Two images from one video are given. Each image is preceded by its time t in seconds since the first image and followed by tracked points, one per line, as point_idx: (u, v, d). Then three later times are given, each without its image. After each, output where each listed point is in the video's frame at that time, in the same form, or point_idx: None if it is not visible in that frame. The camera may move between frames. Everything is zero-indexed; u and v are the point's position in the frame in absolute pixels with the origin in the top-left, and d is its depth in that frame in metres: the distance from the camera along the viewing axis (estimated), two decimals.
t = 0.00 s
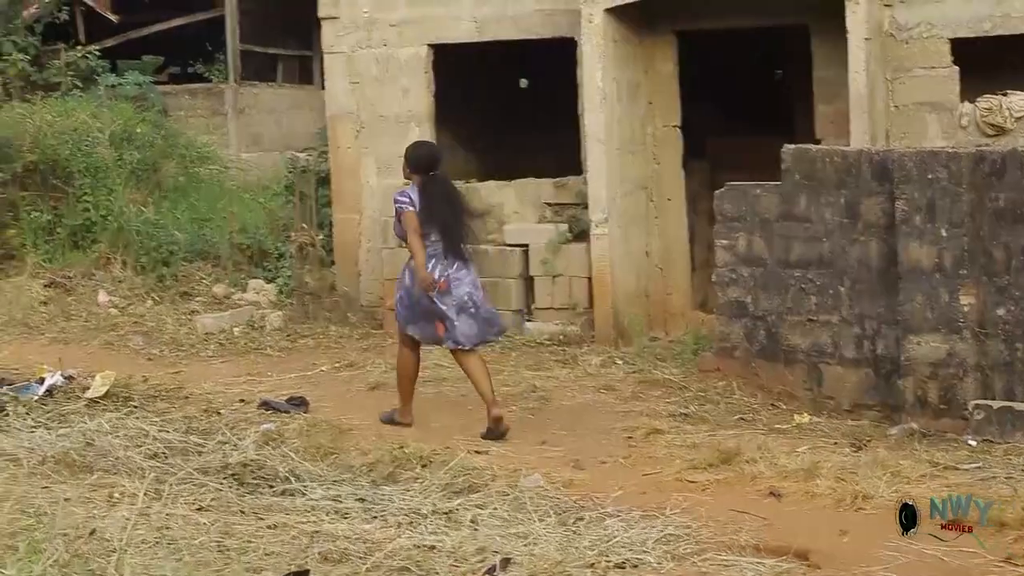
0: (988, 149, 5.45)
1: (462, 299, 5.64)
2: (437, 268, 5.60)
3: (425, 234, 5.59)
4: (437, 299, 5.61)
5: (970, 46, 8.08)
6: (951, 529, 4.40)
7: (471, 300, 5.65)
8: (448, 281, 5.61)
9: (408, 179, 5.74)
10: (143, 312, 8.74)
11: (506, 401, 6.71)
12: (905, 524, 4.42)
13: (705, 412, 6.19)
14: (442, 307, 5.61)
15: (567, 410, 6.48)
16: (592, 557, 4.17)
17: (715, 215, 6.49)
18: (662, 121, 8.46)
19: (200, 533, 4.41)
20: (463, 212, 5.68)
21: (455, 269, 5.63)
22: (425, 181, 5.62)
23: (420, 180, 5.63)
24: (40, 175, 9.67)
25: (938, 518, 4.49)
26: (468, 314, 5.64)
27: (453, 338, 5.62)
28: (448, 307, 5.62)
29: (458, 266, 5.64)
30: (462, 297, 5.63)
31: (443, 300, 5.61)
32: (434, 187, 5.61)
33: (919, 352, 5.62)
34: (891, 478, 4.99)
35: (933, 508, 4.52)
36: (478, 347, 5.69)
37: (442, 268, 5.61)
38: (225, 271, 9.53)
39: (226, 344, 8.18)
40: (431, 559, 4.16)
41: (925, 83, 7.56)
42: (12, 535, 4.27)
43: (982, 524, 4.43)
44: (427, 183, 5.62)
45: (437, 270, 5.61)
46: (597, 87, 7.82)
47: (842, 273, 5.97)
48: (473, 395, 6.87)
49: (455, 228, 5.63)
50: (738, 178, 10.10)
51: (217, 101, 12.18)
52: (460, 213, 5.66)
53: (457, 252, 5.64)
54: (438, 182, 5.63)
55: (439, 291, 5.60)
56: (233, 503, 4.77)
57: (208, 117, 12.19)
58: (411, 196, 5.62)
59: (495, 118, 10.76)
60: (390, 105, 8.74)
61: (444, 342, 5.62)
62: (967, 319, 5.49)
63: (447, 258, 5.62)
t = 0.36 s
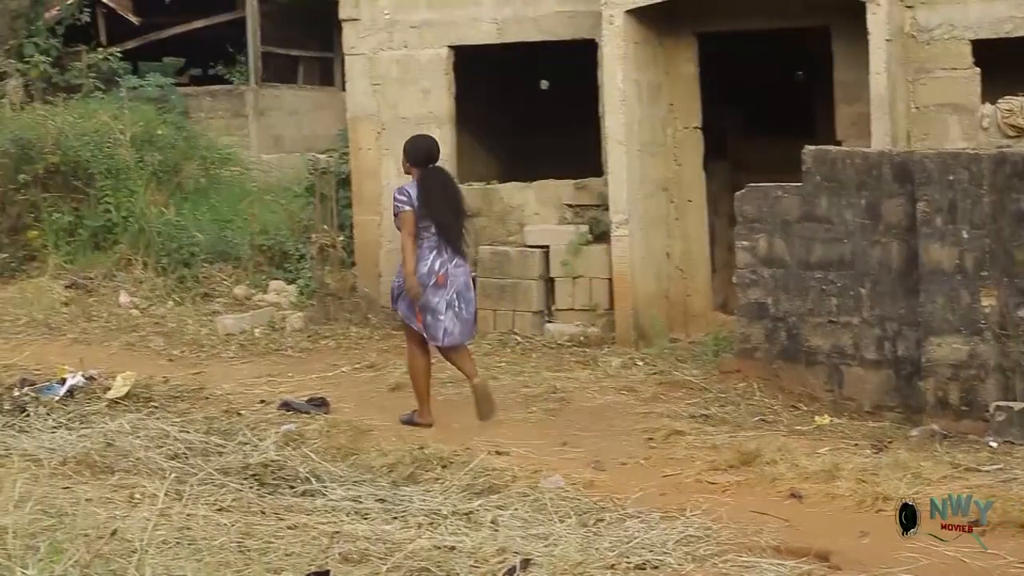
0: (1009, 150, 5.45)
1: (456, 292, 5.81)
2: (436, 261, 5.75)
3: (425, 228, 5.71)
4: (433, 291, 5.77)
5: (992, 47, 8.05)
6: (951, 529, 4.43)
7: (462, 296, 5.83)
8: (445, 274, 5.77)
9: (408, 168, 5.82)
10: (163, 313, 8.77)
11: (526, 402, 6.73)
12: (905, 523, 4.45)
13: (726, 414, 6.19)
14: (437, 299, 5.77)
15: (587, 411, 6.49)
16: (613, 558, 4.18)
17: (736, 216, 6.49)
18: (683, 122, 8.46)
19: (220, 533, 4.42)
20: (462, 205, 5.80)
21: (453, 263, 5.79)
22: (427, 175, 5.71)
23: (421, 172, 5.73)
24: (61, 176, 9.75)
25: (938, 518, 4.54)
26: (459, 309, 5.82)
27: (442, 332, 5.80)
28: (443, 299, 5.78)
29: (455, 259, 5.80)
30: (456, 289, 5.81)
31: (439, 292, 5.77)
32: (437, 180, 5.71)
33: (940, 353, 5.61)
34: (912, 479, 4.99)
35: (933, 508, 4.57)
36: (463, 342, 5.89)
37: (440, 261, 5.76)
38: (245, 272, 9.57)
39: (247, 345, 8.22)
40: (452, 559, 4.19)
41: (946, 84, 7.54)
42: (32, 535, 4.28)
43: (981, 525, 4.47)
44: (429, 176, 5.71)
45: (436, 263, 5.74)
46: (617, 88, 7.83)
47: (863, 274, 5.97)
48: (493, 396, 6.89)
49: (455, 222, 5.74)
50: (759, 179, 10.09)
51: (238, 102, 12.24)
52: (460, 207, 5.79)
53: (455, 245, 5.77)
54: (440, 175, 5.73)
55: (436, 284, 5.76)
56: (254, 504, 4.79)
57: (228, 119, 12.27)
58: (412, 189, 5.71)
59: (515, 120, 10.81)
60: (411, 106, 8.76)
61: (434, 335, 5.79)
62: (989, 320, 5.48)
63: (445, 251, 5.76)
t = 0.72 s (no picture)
0: None
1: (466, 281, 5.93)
2: (445, 251, 5.86)
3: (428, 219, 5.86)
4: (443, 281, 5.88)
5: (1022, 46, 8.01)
6: (950, 528, 4.47)
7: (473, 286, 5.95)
8: (454, 264, 5.88)
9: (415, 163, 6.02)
10: (193, 313, 8.83)
11: (554, 402, 6.75)
12: (906, 524, 4.48)
13: (755, 414, 6.19)
14: (447, 288, 5.89)
15: (617, 411, 6.51)
16: (642, 558, 4.20)
17: (765, 216, 6.49)
18: (712, 122, 8.45)
19: (251, 533, 4.45)
20: (468, 195, 5.90)
21: (462, 253, 5.90)
22: (429, 166, 5.88)
23: (425, 164, 5.90)
24: (92, 177, 9.85)
25: (938, 517, 4.59)
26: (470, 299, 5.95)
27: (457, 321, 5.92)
28: (453, 289, 5.90)
29: (463, 249, 5.91)
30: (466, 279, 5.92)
31: (449, 282, 5.88)
32: (440, 170, 5.86)
33: (970, 353, 5.60)
34: (941, 480, 4.99)
35: (932, 508, 4.62)
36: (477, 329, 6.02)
37: (447, 251, 5.87)
38: (275, 272, 9.63)
39: (276, 345, 8.27)
40: (482, 559, 4.21)
41: (976, 84, 7.51)
42: (64, 534, 4.25)
43: (983, 524, 4.53)
44: (430, 168, 5.87)
45: (443, 253, 5.86)
46: (646, 89, 7.84)
47: (893, 275, 5.96)
48: (522, 396, 6.92)
49: (459, 211, 5.86)
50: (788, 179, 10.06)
51: (268, 102, 12.35)
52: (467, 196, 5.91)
53: (462, 235, 5.89)
54: (444, 165, 5.88)
55: (446, 274, 5.87)
56: (284, 504, 4.83)
57: (258, 119, 12.36)
58: (414, 183, 5.91)
59: (544, 119, 10.84)
60: (440, 106, 8.78)
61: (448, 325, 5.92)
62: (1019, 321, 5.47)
63: (452, 241, 5.87)
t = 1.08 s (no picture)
0: None
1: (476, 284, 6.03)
2: (457, 257, 5.95)
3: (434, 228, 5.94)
4: (455, 286, 5.97)
5: None
6: (952, 529, 4.51)
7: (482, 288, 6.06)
8: (465, 269, 5.97)
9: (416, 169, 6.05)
10: (218, 314, 8.88)
11: (578, 403, 6.76)
12: (906, 524, 4.51)
13: (779, 415, 6.19)
14: (460, 294, 5.98)
15: (641, 412, 6.52)
16: (666, 559, 4.21)
17: (790, 217, 6.48)
18: (736, 123, 8.45)
19: (275, 533, 4.48)
20: (472, 199, 5.97)
21: (472, 258, 6.00)
22: (431, 174, 5.91)
23: (428, 171, 5.92)
24: (116, 177, 9.87)
25: (938, 518, 4.62)
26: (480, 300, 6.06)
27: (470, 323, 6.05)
28: (465, 293, 6.00)
29: (472, 253, 6.00)
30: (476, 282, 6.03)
31: (461, 287, 5.98)
32: (445, 178, 5.90)
33: (994, 354, 5.59)
34: (966, 481, 4.99)
35: (933, 508, 4.65)
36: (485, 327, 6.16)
37: (458, 256, 5.96)
38: (299, 273, 9.68)
39: (300, 346, 8.31)
40: (505, 560, 4.23)
41: (1001, 84, 7.48)
42: (89, 534, 4.29)
43: (982, 524, 4.55)
44: (432, 175, 5.91)
45: (454, 259, 5.95)
46: (669, 90, 7.85)
47: (917, 276, 5.95)
48: (546, 397, 6.94)
49: (464, 217, 5.93)
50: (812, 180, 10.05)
51: (292, 103, 12.43)
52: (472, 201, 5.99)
53: (469, 240, 5.99)
54: (447, 172, 5.92)
55: (458, 280, 5.96)
56: (308, 504, 4.87)
57: (282, 120, 12.44)
58: (417, 191, 5.97)
59: (568, 121, 10.85)
60: (464, 108, 8.78)
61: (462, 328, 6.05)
62: None
63: (460, 247, 5.96)
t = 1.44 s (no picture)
0: None
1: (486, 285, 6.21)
2: (467, 257, 6.15)
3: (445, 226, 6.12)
4: (467, 286, 6.14)
5: None
6: (951, 529, 4.52)
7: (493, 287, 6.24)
8: (476, 270, 6.15)
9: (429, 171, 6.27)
10: (253, 315, 8.95)
11: (613, 405, 6.77)
12: (905, 524, 4.49)
13: (814, 417, 6.17)
14: (471, 293, 6.15)
15: (675, 414, 6.52)
16: (700, 561, 4.22)
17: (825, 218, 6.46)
18: (771, 124, 8.42)
19: (310, 534, 4.52)
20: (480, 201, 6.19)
21: (483, 257, 6.18)
22: (444, 172, 6.12)
23: (440, 171, 6.14)
24: (151, 179, 10.00)
25: (940, 518, 4.63)
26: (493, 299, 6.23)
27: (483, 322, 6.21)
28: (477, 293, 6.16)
29: (482, 254, 6.19)
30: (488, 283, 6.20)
31: (472, 286, 6.15)
32: (455, 177, 6.11)
33: None
34: (1002, 484, 4.98)
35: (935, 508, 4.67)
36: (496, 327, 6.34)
37: (469, 256, 6.15)
38: (334, 274, 9.74)
39: (335, 347, 8.37)
40: (540, 562, 4.25)
41: None
42: (124, 535, 4.33)
43: (982, 524, 4.58)
44: (445, 174, 6.12)
45: (465, 259, 6.14)
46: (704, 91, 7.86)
47: (952, 278, 5.95)
48: (580, 398, 6.95)
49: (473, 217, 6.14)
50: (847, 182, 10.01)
51: (327, 104, 12.51)
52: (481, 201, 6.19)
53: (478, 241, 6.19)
54: (458, 170, 6.13)
55: (468, 280, 6.14)
56: (343, 506, 4.90)
57: (318, 122, 12.51)
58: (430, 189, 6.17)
59: (601, 122, 10.86)
60: (499, 109, 8.77)
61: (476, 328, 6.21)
62: None
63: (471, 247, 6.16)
